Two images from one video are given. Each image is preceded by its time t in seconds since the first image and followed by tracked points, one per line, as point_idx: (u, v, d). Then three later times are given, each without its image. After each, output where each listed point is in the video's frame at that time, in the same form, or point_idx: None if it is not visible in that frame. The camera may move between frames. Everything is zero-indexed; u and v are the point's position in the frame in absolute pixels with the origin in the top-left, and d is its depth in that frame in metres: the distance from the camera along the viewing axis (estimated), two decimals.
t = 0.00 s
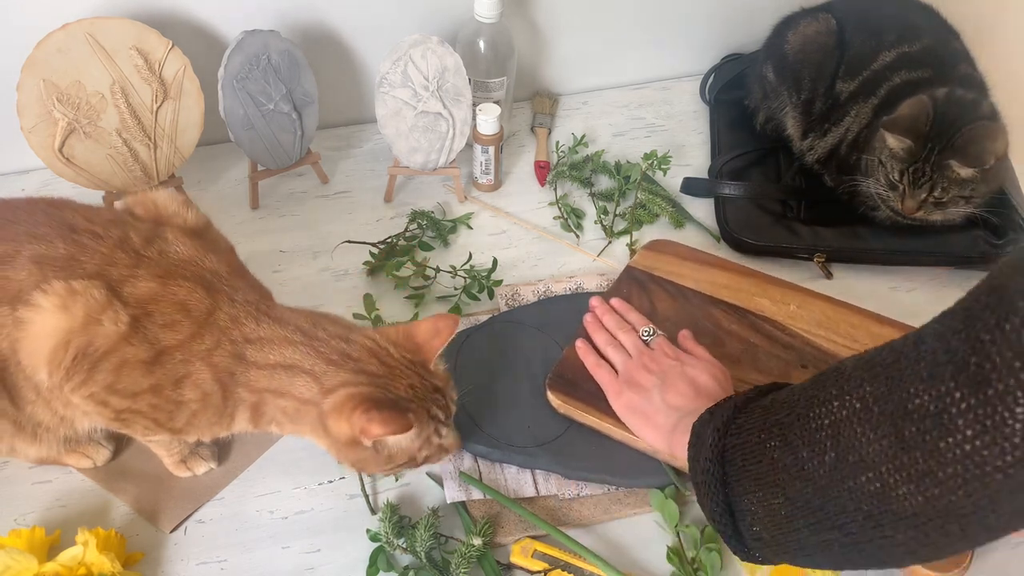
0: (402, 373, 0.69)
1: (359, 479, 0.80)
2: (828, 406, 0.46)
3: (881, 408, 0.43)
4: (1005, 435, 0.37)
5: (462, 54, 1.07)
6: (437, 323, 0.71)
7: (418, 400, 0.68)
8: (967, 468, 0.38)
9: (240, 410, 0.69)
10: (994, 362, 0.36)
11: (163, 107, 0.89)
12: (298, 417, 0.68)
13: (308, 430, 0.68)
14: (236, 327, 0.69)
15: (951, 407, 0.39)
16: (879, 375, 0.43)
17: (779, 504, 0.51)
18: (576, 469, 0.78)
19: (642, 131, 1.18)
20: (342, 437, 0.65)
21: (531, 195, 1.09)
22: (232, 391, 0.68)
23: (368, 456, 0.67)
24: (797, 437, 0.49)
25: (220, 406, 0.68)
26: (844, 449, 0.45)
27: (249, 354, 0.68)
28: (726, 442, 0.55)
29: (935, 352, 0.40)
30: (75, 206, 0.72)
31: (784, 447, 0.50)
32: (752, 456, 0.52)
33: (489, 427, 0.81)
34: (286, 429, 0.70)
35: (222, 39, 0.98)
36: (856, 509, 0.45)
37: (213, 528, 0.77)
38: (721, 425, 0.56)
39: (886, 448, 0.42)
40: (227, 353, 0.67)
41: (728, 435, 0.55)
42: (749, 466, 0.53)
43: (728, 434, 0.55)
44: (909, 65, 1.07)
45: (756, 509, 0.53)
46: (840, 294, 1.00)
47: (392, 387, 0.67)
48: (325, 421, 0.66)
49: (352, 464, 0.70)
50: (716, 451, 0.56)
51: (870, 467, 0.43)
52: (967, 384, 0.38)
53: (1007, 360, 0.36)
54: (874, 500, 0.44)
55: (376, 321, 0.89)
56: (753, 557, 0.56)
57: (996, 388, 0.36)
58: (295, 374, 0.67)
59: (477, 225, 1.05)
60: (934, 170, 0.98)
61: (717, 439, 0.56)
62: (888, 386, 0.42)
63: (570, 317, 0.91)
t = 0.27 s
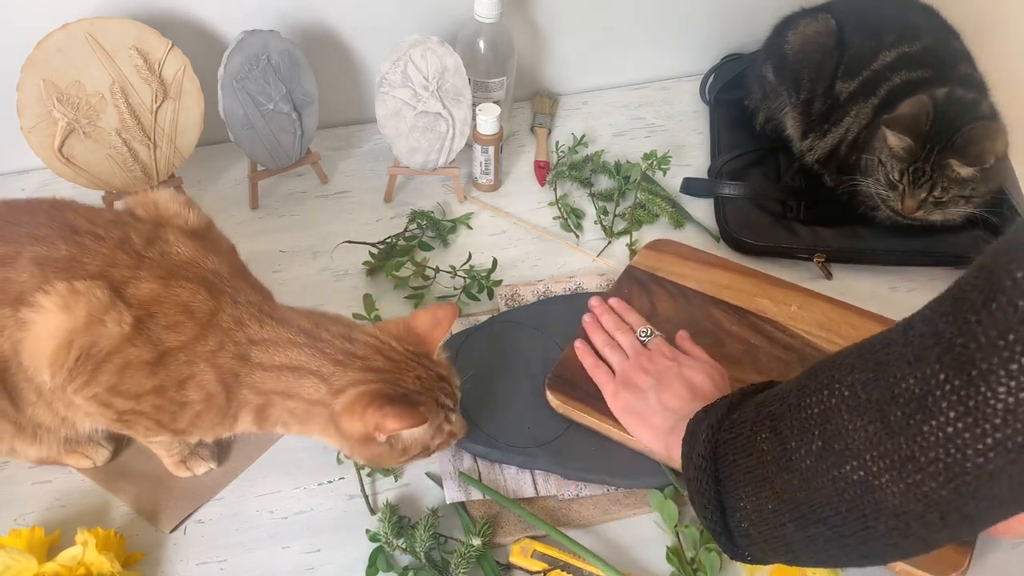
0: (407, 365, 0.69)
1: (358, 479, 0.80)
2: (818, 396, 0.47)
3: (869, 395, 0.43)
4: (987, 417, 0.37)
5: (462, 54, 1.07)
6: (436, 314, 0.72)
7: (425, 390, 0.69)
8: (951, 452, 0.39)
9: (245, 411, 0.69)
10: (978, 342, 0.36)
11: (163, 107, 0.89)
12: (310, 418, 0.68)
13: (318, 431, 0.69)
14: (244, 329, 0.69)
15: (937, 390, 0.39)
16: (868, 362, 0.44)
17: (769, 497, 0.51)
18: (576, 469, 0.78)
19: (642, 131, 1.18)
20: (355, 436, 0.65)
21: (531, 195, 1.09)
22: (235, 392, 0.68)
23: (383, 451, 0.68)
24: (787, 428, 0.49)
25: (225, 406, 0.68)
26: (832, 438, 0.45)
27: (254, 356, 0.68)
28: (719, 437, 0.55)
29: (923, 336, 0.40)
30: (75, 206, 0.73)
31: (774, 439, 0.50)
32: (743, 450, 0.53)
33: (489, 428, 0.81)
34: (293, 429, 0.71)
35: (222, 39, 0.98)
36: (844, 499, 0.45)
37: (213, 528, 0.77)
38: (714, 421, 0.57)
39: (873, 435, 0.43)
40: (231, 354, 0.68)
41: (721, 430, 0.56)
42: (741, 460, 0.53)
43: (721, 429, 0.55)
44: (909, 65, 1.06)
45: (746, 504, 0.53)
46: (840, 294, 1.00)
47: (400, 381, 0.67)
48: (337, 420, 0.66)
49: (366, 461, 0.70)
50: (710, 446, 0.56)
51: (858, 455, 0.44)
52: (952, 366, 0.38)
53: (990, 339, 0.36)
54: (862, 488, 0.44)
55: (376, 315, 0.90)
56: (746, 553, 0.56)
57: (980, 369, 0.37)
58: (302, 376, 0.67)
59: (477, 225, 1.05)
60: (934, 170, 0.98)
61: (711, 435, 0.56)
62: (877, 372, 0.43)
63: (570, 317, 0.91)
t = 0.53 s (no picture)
0: (407, 358, 0.70)
1: (358, 479, 0.80)
2: (832, 382, 0.48)
3: (886, 379, 0.44)
4: (1010, 398, 0.38)
5: (462, 54, 1.07)
6: (432, 306, 0.73)
7: (427, 380, 0.70)
8: (971, 433, 0.40)
9: (242, 409, 0.69)
10: (1005, 325, 0.38)
11: (163, 107, 0.89)
12: (309, 414, 0.68)
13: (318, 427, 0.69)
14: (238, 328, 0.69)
15: (959, 372, 0.40)
16: (886, 348, 0.45)
17: (780, 485, 0.52)
18: (576, 469, 0.78)
19: (642, 131, 1.18)
20: (361, 430, 0.66)
21: (531, 195, 1.09)
22: (233, 390, 0.68)
23: (389, 444, 0.69)
24: (799, 416, 0.50)
25: (222, 405, 0.68)
26: (846, 424, 0.46)
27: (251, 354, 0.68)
28: (726, 428, 0.57)
29: (945, 319, 0.41)
30: (75, 206, 0.73)
31: (784, 427, 0.51)
32: (751, 439, 0.54)
33: (489, 428, 0.81)
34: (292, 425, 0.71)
35: (222, 39, 0.98)
36: (855, 483, 0.47)
37: (212, 528, 0.77)
38: (721, 414, 0.58)
39: (890, 418, 0.44)
40: (229, 352, 0.68)
41: (728, 422, 0.57)
42: (751, 449, 0.54)
43: (728, 420, 0.57)
44: (908, 65, 1.06)
45: (753, 493, 0.54)
46: (840, 294, 1.00)
47: (402, 373, 0.68)
48: (342, 418, 0.67)
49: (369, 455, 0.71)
50: (718, 435, 0.57)
51: (872, 439, 0.45)
52: (976, 348, 0.39)
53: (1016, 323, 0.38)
54: (876, 472, 0.45)
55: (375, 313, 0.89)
56: (750, 544, 0.57)
57: (1005, 351, 0.38)
58: (303, 372, 0.68)
59: (477, 225, 1.05)
60: (935, 170, 0.98)
61: (718, 426, 0.57)
62: (895, 356, 0.44)
63: (570, 317, 0.91)
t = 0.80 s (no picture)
0: (409, 332, 0.70)
1: (359, 479, 0.80)
2: (863, 382, 0.48)
3: (922, 382, 0.45)
4: None
5: (462, 54, 1.07)
6: (420, 280, 0.73)
7: (429, 350, 0.70)
8: (1015, 442, 0.41)
9: (247, 406, 0.70)
10: None
11: (163, 108, 0.89)
12: (321, 405, 0.68)
13: (331, 415, 0.69)
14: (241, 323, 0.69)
15: (1000, 383, 0.41)
16: (921, 350, 0.45)
17: (804, 482, 0.52)
18: (576, 469, 0.78)
19: (642, 131, 1.18)
20: (380, 410, 0.67)
21: (531, 195, 1.09)
22: (235, 387, 0.68)
23: (408, 419, 0.70)
24: (825, 415, 0.51)
25: (225, 403, 0.69)
26: (878, 424, 0.47)
27: (254, 351, 0.68)
28: (743, 424, 0.57)
29: (985, 329, 0.42)
30: (74, 207, 0.73)
31: (810, 426, 0.52)
32: (771, 436, 0.54)
33: (489, 428, 0.81)
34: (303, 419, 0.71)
35: (222, 39, 0.98)
36: (885, 484, 0.47)
37: (213, 528, 0.76)
38: (737, 411, 0.58)
39: (926, 421, 0.44)
40: (228, 351, 0.68)
41: (745, 419, 0.57)
42: (773, 445, 0.54)
43: (746, 417, 0.57)
44: (909, 65, 1.06)
45: (773, 489, 0.55)
46: (840, 294, 1.00)
47: (410, 347, 0.68)
48: (358, 401, 0.67)
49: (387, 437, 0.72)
50: (738, 431, 0.57)
51: (905, 442, 0.45)
52: (1018, 361, 0.40)
53: None
54: (907, 475, 0.46)
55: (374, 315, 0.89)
56: (766, 540, 0.58)
57: None
58: (312, 363, 0.68)
59: (477, 225, 1.05)
60: (935, 170, 0.97)
61: (733, 424, 0.57)
62: (931, 360, 0.44)
63: (570, 318, 0.91)
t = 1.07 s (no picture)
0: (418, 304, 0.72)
1: (359, 479, 0.80)
2: (859, 391, 0.48)
3: (918, 393, 0.45)
4: None
5: (462, 54, 1.07)
6: (424, 253, 0.75)
7: (439, 318, 0.73)
8: (1010, 456, 0.41)
9: (268, 389, 0.70)
10: None
11: (163, 107, 0.89)
12: (343, 377, 0.70)
13: (352, 385, 0.71)
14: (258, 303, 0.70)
15: (994, 397, 0.41)
16: (916, 362, 0.45)
17: (800, 490, 0.52)
18: (576, 469, 0.78)
19: (642, 131, 1.18)
20: (399, 377, 0.69)
21: (531, 195, 1.09)
22: (256, 370, 0.69)
23: (427, 385, 0.72)
24: (821, 424, 0.51)
25: (247, 385, 0.69)
26: (874, 434, 0.47)
27: (273, 334, 0.69)
28: (740, 431, 0.57)
29: (980, 342, 0.42)
30: (75, 207, 0.73)
31: (806, 434, 0.52)
32: (768, 444, 0.55)
33: (489, 428, 0.81)
34: (323, 395, 0.73)
35: (222, 39, 0.98)
36: (880, 493, 0.47)
37: (213, 528, 0.76)
38: (734, 418, 0.58)
39: (921, 433, 0.44)
40: (247, 333, 0.68)
41: (742, 426, 0.57)
42: (770, 452, 0.54)
43: (743, 424, 0.57)
44: (909, 65, 1.06)
45: (770, 497, 0.55)
46: (840, 294, 1.00)
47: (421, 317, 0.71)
48: (379, 370, 0.69)
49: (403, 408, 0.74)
50: (735, 436, 0.57)
51: (900, 452, 0.46)
52: (1013, 375, 0.40)
53: None
54: (902, 485, 0.46)
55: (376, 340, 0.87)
56: (762, 546, 0.58)
57: None
58: (330, 337, 0.69)
59: (477, 225, 1.05)
60: (935, 170, 0.98)
61: (730, 431, 0.57)
62: (927, 372, 0.44)
63: (569, 318, 0.91)
